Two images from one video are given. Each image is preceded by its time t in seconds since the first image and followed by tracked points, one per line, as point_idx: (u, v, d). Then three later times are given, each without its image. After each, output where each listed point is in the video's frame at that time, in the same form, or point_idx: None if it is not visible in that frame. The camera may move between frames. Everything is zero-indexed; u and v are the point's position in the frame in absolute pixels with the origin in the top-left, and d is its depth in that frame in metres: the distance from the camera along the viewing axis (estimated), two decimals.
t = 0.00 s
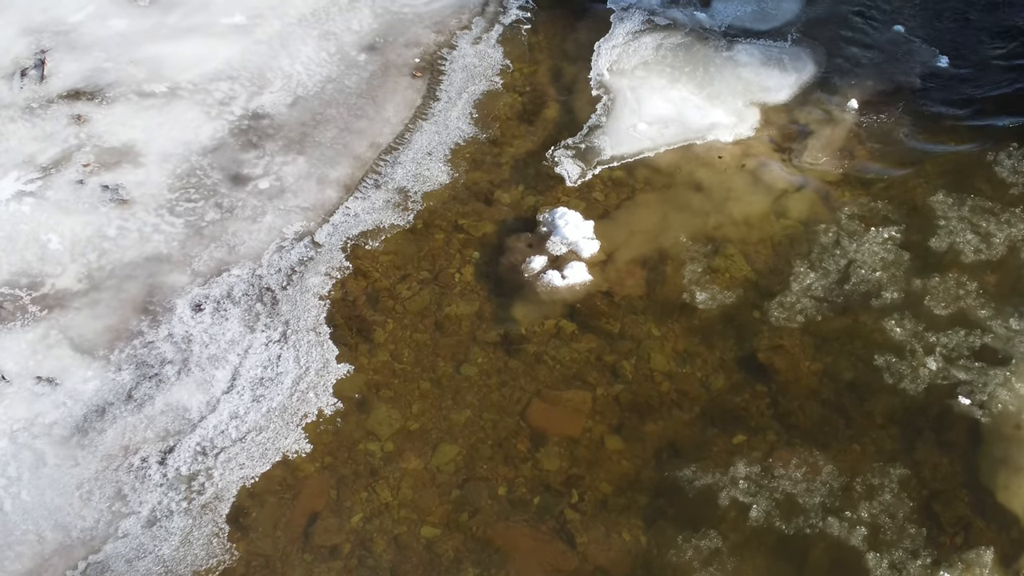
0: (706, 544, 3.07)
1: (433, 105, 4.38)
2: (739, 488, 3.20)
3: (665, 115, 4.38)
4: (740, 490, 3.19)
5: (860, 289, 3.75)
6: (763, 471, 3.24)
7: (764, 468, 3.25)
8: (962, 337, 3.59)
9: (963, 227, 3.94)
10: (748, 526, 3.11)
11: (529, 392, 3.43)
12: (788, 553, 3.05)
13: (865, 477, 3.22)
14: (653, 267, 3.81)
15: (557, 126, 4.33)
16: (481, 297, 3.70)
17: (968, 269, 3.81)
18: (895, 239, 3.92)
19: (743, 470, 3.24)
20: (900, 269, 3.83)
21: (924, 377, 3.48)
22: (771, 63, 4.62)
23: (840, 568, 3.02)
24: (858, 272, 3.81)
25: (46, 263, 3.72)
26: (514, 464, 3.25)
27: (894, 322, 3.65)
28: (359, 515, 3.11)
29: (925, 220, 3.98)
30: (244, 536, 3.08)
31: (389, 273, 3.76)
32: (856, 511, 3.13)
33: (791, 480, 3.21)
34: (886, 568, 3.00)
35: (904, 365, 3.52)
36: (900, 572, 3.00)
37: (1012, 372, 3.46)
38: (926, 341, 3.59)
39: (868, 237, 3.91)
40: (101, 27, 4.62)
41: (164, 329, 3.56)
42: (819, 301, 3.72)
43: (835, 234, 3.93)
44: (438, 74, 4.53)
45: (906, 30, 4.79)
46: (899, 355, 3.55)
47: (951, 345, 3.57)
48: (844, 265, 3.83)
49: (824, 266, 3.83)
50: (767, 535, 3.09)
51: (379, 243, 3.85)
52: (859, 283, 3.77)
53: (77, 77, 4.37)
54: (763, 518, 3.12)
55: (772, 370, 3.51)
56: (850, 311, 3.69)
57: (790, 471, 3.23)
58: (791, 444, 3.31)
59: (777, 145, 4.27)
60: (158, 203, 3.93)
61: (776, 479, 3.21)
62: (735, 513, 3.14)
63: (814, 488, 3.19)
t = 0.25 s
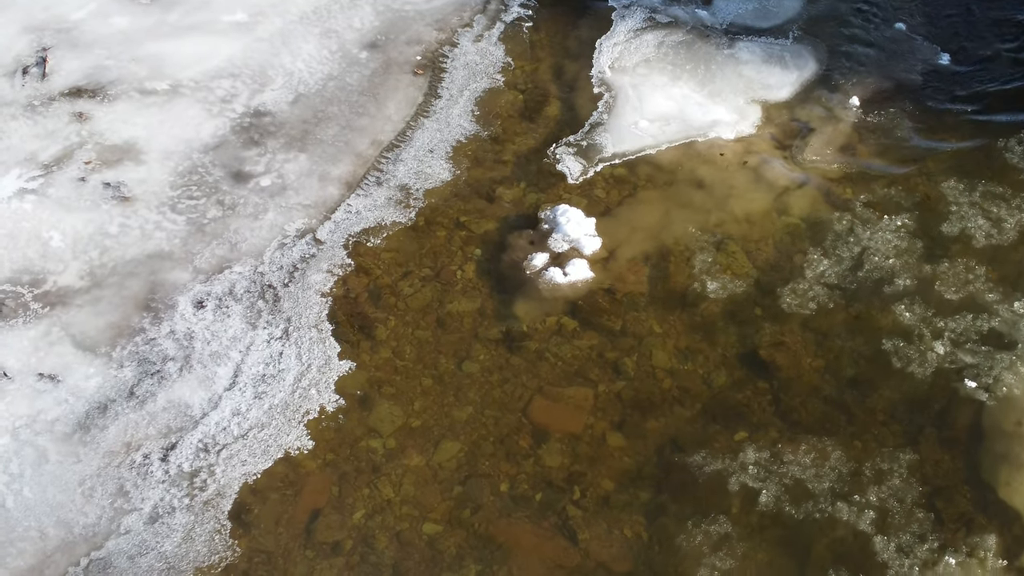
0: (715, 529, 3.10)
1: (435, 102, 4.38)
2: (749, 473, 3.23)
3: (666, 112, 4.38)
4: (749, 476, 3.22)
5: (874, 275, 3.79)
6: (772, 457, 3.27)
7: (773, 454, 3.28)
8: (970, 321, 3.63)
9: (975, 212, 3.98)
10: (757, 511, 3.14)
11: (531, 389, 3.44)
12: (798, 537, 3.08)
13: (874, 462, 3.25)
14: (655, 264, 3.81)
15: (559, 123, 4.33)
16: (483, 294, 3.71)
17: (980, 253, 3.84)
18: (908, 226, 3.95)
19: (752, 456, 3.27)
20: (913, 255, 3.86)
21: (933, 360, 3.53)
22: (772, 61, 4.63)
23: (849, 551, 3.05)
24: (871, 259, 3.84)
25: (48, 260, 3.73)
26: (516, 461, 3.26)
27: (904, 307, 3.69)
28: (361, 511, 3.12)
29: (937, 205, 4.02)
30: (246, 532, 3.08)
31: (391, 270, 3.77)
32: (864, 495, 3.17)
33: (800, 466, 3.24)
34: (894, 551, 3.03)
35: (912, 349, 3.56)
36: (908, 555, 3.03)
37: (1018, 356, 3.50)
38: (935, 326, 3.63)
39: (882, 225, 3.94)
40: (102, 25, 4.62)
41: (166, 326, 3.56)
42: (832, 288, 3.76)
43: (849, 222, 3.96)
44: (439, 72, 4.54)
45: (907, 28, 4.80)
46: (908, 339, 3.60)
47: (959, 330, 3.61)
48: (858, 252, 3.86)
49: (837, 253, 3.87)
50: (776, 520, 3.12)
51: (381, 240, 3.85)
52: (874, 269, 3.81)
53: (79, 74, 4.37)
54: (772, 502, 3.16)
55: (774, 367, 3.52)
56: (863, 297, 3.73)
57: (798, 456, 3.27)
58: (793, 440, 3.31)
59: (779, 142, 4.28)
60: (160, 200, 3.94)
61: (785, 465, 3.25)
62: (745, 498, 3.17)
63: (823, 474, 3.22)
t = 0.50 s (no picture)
0: (723, 514, 3.14)
1: (434, 100, 4.39)
2: (757, 458, 3.27)
3: (665, 109, 4.39)
4: (757, 461, 3.26)
5: (885, 261, 3.83)
6: (779, 442, 3.31)
7: (781, 439, 3.32)
8: (975, 305, 3.68)
9: (983, 197, 4.03)
10: (760, 502, 3.16)
11: (531, 386, 3.45)
12: (805, 520, 3.12)
13: (881, 446, 3.29)
14: (654, 261, 3.82)
15: (558, 120, 4.33)
16: (482, 291, 3.71)
17: (989, 237, 3.89)
18: (918, 212, 3.99)
19: (760, 441, 3.31)
20: (924, 242, 3.89)
21: (938, 344, 3.57)
22: (771, 58, 4.63)
23: (855, 534, 3.09)
24: (882, 245, 3.88)
25: (48, 258, 3.73)
26: (516, 458, 3.27)
27: (912, 292, 3.74)
28: (361, 508, 3.12)
29: (945, 190, 4.07)
30: (247, 529, 3.09)
31: (390, 267, 3.77)
32: (871, 479, 3.21)
33: (807, 451, 3.28)
34: (899, 534, 3.07)
35: (918, 333, 3.61)
36: (914, 538, 3.07)
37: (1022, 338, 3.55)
38: (941, 311, 3.67)
39: (892, 213, 3.98)
40: (101, 23, 4.62)
41: (165, 323, 3.57)
42: (843, 274, 3.79)
43: (861, 209, 4.00)
44: (438, 69, 4.54)
45: (906, 25, 4.81)
46: (913, 323, 3.64)
47: (965, 314, 3.66)
48: (869, 238, 3.90)
49: (849, 239, 3.90)
50: (784, 503, 3.15)
51: (381, 237, 3.86)
52: (885, 255, 3.85)
53: (78, 72, 4.37)
54: (780, 487, 3.19)
55: (774, 363, 3.53)
56: (873, 283, 3.77)
57: (805, 441, 3.31)
58: (793, 436, 3.32)
59: (778, 139, 4.28)
60: (159, 198, 3.94)
61: (792, 450, 3.29)
62: (753, 482, 3.21)
63: (830, 458, 3.26)
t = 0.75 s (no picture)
0: (724, 499, 3.18)
1: (424, 99, 4.39)
2: (757, 443, 3.32)
3: (656, 107, 4.40)
4: (758, 445, 3.31)
5: (888, 246, 3.89)
6: (779, 427, 3.36)
7: (780, 424, 3.37)
8: (972, 288, 3.74)
9: (982, 181, 4.11)
10: (753, 499, 3.17)
11: (523, 384, 3.45)
12: (806, 504, 3.16)
13: (880, 430, 3.35)
14: (646, 259, 3.82)
15: (549, 118, 4.33)
16: (474, 289, 3.72)
17: (989, 221, 3.96)
18: (919, 198, 4.06)
19: (760, 426, 3.36)
20: (927, 227, 3.96)
21: (936, 327, 3.63)
22: (761, 55, 4.64)
23: (855, 516, 3.13)
24: (885, 231, 3.94)
25: (38, 259, 3.72)
26: (509, 455, 3.28)
27: (911, 276, 3.79)
28: (354, 507, 3.12)
29: (945, 175, 4.14)
30: (239, 529, 3.08)
31: (382, 266, 3.77)
32: (870, 461, 3.27)
33: (807, 436, 3.33)
34: (898, 516, 3.12)
35: (915, 316, 3.66)
36: (912, 520, 3.12)
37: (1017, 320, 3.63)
38: (938, 295, 3.73)
39: (894, 199, 4.04)
40: (91, 23, 4.61)
41: (157, 323, 3.57)
42: (846, 260, 3.85)
43: (863, 195, 4.06)
44: (429, 68, 4.54)
45: (896, 22, 4.82)
46: (910, 307, 3.70)
47: (962, 297, 3.72)
48: (872, 225, 3.96)
49: (852, 226, 3.96)
50: (786, 487, 3.20)
51: (372, 236, 3.86)
52: (889, 240, 3.91)
53: (67, 72, 4.36)
54: (780, 471, 3.24)
55: (765, 359, 3.54)
56: (875, 268, 3.82)
57: (805, 426, 3.36)
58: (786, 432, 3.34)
59: (768, 136, 4.29)
60: (150, 198, 3.93)
61: (792, 435, 3.34)
62: (754, 466, 3.26)
63: (830, 443, 3.31)
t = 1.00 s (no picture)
0: (721, 484, 3.22)
1: (412, 98, 4.39)
2: (754, 428, 3.36)
3: (643, 104, 4.41)
4: (755, 431, 3.35)
5: (887, 231, 3.95)
6: (776, 412, 3.40)
7: (777, 409, 3.41)
8: (966, 271, 3.80)
9: (978, 164, 4.17)
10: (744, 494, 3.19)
11: (513, 382, 3.46)
12: (803, 488, 3.21)
13: (877, 414, 3.39)
14: (634, 256, 3.83)
15: (537, 117, 4.34)
16: (463, 288, 3.72)
17: (986, 203, 4.03)
18: (917, 183, 4.11)
19: (757, 412, 3.40)
20: (925, 212, 4.02)
21: (930, 310, 3.68)
22: (747, 52, 4.66)
23: (852, 499, 3.17)
24: (883, 216, 3.99)
25: (26, 260, 3.72)
26: (499, 454, 3.28)
27: (908, 259, 3.85)
28: (345, 506, 3.12)
29: (942, 159, 4.20)
30: (230, 529, 3.09)
31: (371, 265, 3.77)
32: (867, 444, 3.31)
33: (803, 421, 3.37)
34: (893, 497, 3.16)
35: (909, 300, 3.71)
36: (907, 502, 3.16)
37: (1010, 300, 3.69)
38: (933, 279, 3.78)
39: (892, 185, 4.10)
40: (77, 25, 4.60)
41: (146, 324, 3.57)
42: (845, 246, 3.90)
43: (862, 181, 4.11)
44: (416, 67, 4.54)
45: (882, 19, 4.86)
46: (904, 290, 3.75)
47: (957, 280, 3.78)
48: (871, 210, 4.02)
49: (851, 212, 4.01)
50: (783, 471, 3.24)
51: (361, 236, 3.86)
52: (887, 224, 3.96)
53: (54, 74, 4.35)
54: (778, 456, 3.28)
55: (754, 356, 3.55)
56: (874, 252, 3.88)
57: (801, 411, 3.40)
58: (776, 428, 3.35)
59: (756, 133, 4.31)
60: (137, 199, 3.93)
61: (789, 419, 3.37)
62: (751, 451, 3.30)
63: (826, 427, 3.35)
